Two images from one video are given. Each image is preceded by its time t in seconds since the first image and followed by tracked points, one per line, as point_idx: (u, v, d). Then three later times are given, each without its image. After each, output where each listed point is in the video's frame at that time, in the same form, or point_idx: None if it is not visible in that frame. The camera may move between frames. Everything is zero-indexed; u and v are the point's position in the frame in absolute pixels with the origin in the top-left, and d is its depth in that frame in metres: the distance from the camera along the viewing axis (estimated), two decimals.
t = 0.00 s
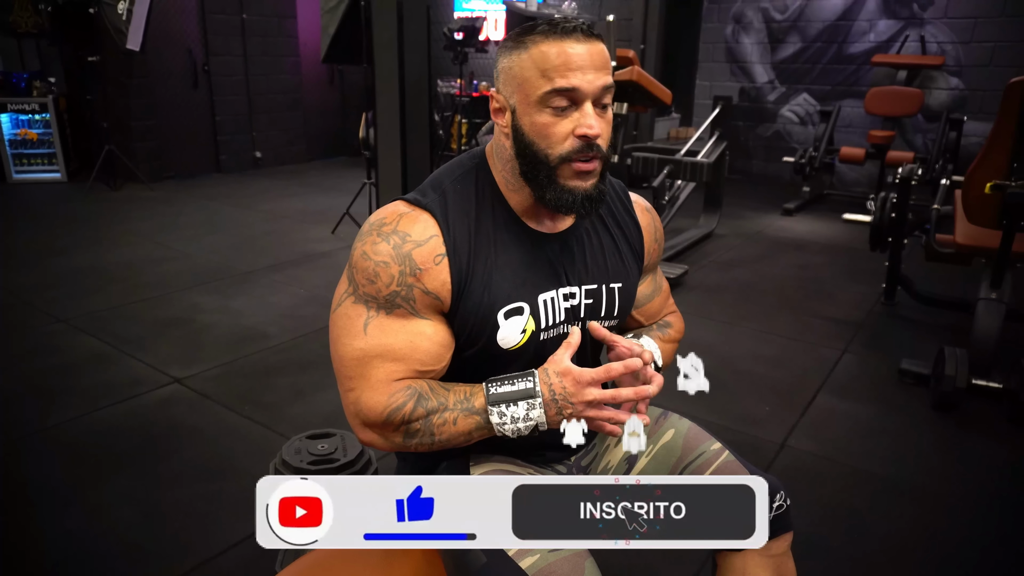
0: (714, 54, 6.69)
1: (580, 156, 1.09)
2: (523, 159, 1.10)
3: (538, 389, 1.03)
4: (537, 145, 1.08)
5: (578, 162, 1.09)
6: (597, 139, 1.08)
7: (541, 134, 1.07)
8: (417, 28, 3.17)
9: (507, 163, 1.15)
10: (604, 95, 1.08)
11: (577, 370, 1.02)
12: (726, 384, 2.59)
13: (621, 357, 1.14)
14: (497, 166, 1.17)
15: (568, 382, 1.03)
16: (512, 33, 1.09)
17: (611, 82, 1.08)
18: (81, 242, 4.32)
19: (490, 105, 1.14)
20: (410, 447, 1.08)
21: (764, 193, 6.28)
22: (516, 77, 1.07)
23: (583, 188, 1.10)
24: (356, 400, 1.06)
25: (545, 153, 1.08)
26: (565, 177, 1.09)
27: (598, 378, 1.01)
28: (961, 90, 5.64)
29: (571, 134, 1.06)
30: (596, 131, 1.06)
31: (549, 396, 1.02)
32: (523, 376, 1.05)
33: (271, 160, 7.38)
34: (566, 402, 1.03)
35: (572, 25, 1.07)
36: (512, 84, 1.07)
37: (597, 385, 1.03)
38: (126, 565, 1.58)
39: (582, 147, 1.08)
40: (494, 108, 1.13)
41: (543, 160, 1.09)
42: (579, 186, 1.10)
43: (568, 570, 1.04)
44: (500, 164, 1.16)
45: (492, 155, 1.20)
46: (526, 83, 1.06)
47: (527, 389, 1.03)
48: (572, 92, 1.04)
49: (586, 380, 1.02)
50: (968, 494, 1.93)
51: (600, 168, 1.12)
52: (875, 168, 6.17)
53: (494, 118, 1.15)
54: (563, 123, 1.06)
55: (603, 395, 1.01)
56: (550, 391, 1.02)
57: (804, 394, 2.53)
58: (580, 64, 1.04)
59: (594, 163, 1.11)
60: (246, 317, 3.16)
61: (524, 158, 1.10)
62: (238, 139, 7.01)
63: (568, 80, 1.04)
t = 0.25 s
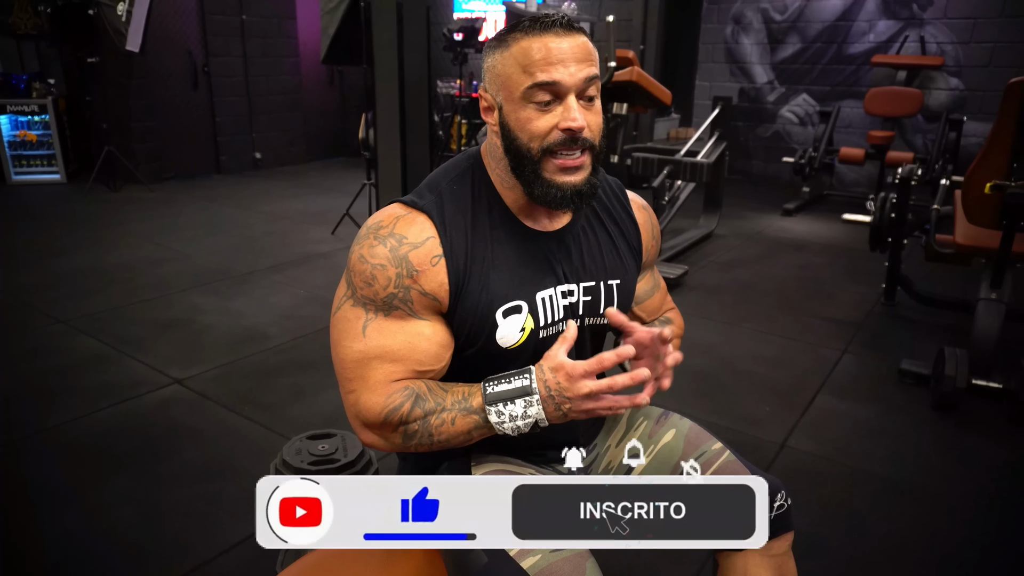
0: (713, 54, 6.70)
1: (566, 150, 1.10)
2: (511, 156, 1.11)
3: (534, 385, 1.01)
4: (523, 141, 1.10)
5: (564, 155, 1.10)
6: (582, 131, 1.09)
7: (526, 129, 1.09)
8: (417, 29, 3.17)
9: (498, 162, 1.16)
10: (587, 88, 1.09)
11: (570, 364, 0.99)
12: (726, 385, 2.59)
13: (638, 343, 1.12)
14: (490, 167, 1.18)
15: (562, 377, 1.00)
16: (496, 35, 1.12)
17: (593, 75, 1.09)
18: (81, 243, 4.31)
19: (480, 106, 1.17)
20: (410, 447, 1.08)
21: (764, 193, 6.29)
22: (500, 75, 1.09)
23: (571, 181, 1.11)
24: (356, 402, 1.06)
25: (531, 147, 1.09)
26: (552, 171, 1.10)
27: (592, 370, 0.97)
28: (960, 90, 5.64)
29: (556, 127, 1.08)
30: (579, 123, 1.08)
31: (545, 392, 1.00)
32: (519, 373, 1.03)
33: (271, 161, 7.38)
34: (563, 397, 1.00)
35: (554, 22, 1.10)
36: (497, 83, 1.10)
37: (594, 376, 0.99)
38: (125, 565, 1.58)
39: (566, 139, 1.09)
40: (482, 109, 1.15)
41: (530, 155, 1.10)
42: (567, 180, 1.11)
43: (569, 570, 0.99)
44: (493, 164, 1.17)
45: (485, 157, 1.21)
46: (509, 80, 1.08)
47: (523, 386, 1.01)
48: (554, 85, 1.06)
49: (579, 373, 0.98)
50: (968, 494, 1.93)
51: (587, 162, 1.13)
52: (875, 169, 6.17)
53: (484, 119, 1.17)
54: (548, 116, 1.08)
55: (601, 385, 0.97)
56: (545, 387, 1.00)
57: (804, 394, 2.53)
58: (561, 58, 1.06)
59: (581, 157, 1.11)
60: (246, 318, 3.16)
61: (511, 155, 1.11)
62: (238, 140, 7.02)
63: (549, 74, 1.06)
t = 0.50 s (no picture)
0: (714, 55, 6.70)
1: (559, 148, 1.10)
2: (505, 154, 1.12)
3: (522, 372, 1.00)
4: (517, 138, 1.10)
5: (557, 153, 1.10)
6: (574, 127, 1.09)
7: (519, 125, 1.09)
8: (418, 29, 3.17)
9: (493, 161, 1.16)
10: (579, 85, 1.09)
11: (548, 349, 0.97)
12: (727, 385, 2.59)
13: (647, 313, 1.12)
14: (484, 165, 1.18)
15: (544, 363, 0.97)
16: (492, 33, 1.13)
17: (586, 72, 1.09)
18: (82, 243, 4.32)
19: (476, 106, 1.18)
20: (406, 443, 1.08)
21: (765, 195, 6.29)
22: (494, 73, 1.10)
23: (564, 177, 1.11)
24: (351, 400, 1.07)
25: (524, 145, 1.10)
26: (546, 169, 1.10)
27: (567, 352, 0.94)
28: (961, 91, 5.64)
29: (549, 124, 1.08)
30: (572, 118, 1.08)
31: (532, 378, 0.99)
32: (508, 361, 1.02)
33: (272, 161, 7.38)
34: (548, 382, 0.98)
35: (546, 20, 1.10)
36: (491, 79, 1.11)
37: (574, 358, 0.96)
38: (126, 564, 1.58)
39: (559, 136, 1.09)
40: (478, 107, 1.16)
41: (524, 154, 1.10)
42: (561, 178, 1.11)
43: (569, 570, 0.99)
44: (487, 163, 1.17)
45: (480, 156, 1.21)
46: (502, 77, 1.09)
47: (512, 373, 1.01)
48: (546, 81, 1.07)
49: (557, 357, 0.96)
50: (968, 495, 1.93)
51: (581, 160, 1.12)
52: (875, 170, 6.17)
53: (480, 118, 1.18)
54: (541, 113, 1.08)
55: (580, 365, 0.95)
56: (531, 372, 0.99)
57: (805, 395, 2.53)
58: (555, 55, 1.07)
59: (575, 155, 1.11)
60: (247, 318, 3.16)
61: (505, 153, 1.12)
62: (239, 140, 7.02)
63: (541, 70, 1.06)
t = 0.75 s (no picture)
0: (715, 55, 6.70)
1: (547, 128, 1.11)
2: (496, 135, 1.13)
3: (538, 395, 1.00)
4: (506, 117, 1.11)
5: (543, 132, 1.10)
6: (563, 109, 1.09)
7: (509, 105, 1.10)
8: (418, 29, 3.17)
9: (488, 147, 1.17)
10: (573, 71, 1.10)
11: (569, 378, 0.97)
12: (727, 385, 2.59)
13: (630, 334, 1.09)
14: (482, 160, 1.19)
15: (563, 391, 0.98)
16: (495, 24, 1.16)
17: (580, 60, 1.10)
18: (82, 243, 4.32)
19: (476, 96, 1.20)
20: (414, 447, 1.08)
21: (765, 194, 6.29)
22: (491, 58, 1.13)
23: (550, 158, 1.10)
24: (358, 402, 1.07)
25: (512, 124, 1.10)
26: (531, 146, 1.10)
27: (589, 385, 0.96)
28: (962, 91, 5.64)
29: (537, 103, 1.08)
30: (560, 99, 1.08)
31: (548, 403, 1.00)
32: (523, 381, 1.03)
33: (273, 161, 7.39)
34: (563, 410, 0.99)
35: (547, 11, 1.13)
36: (489, 64, 1.13)
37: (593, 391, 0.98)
38: (127, 564, 1.58)
39: (547, 116, 1.09)
40: (477, 96, 1.18)
41: (511, 130, 1.10)
42: (546, 157, 1.10)
43: (569, 569, 1.01)
44: (485, 154, 1.19)
45: (479, 152, 1.22)
46: (498, 61, 1.11)
47: (527, 395, 1.01)
48: (538, 63, 1.08)
49: (577, 387, 0.97)
50: (967, 495, 1.93)
51: (568, 143, 1.12)
52: (876, 170, 6.18)
53: (479, 108, 1.20)
54: (531, 93, 1.09)
55: (600, 401, 0.96)
56: (548, 398, 1.00)
57: (805, 395, 2.53)
58: (550, 40, 1.08)
59: (563, 136, 1.11)
60: (248, 318, 3.16)
61: (496, 133, 1.13)
62: (239, 140, 7.03)
63: (534, 53, 1.08)
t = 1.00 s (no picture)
0: (716, 54, 6.69)
1: (556, 144, 1.11)
2: (506, 141, 1.13)
3: (556, 386, 1.02)
4: (517, 126, 1.11)
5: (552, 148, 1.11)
6: (574, 123, 1.09)
7: (520, 115, 1.10)
8: (419, 28, 3.17)
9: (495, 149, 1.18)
10: (585, 84, 1.10)
11: (588, 367, 1.00)
12: (728, 385, 2.59)
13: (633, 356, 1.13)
14: (489, 157, 1.20)
15: (581, 380, 1.01)
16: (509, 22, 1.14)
17: (593, 72, 1.10)
18: (83, 242, 4.32)
19: (485, 92, 1.19)
20: (431, 442, 1.08)
21: (766, 194, 6.29)
22: (504, 60, 1.11)
23: (558, 172, 1.11)
24: (375, 395, 1.05)
25: (522, 134, 1.11)
26: (540, 162, 1.11)
27: (609, 373, 0.99)
28: (964, 91, 5.63)
29: (548, 117, 1.09)
30: (571, 114, 1.08)
31: (565, 394, 1.01)
32: (540, 374, 1.04)
33: (274, 160, 7.38)
34: (581, 401, 1.01)
35: (563, 15, 1.10)
36: (501, 66, 1.11)
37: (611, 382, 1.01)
38: (128, 564, 1.58)
39: (557, 130, 1.09)
40: (487, 95, 1.17)
41: (522, 142, 1.11)
42: (554, 172, 1.11)
43: (570, 569, 1.01)
44: (493, 153, 1.19)
45: (488, 150, 1.21)
46: (511, 65, 1.10)
47: (545, 386, 1.02)
48: (551, 76, 1.07)
49: (597, 376, 1.00)
50: (969, 495, 1.93)
51: (576, 157, 1.13)
52: (877, 169, 6.17)
53: (488, 105, 1.19)
54: (542, 105, 1.09)
55: (619, 389, 1.00)
56: (566, 389, 1.01)
57: (807, 394, 2.53)
58: (565, 50, 1.07)
59: (569, 155, 1.12)
60: (249, 317, 3.16)
61: (505, 140, 1.13)
62: (240, 139, 7.03)
63: (549, 64, 1.07)
